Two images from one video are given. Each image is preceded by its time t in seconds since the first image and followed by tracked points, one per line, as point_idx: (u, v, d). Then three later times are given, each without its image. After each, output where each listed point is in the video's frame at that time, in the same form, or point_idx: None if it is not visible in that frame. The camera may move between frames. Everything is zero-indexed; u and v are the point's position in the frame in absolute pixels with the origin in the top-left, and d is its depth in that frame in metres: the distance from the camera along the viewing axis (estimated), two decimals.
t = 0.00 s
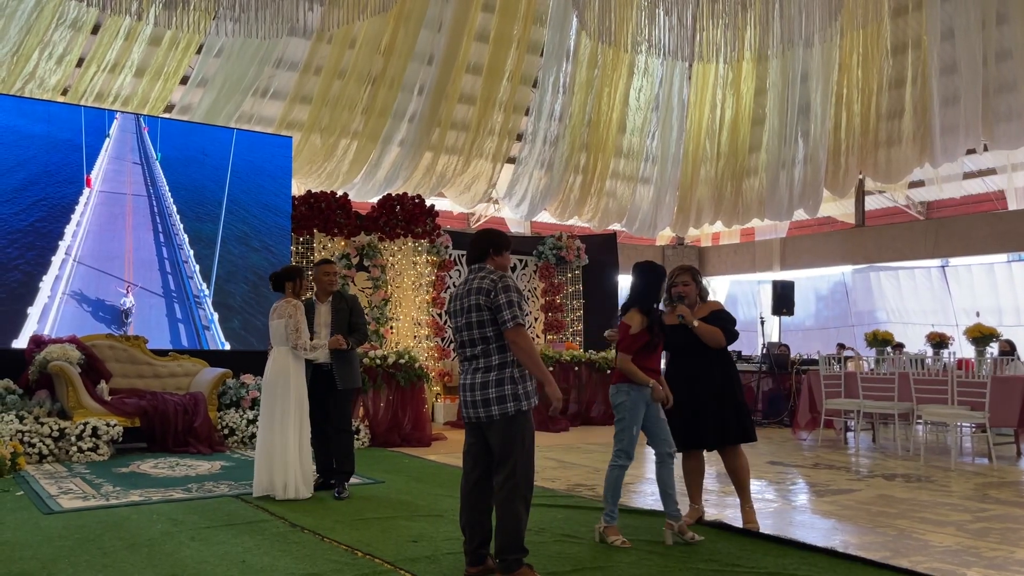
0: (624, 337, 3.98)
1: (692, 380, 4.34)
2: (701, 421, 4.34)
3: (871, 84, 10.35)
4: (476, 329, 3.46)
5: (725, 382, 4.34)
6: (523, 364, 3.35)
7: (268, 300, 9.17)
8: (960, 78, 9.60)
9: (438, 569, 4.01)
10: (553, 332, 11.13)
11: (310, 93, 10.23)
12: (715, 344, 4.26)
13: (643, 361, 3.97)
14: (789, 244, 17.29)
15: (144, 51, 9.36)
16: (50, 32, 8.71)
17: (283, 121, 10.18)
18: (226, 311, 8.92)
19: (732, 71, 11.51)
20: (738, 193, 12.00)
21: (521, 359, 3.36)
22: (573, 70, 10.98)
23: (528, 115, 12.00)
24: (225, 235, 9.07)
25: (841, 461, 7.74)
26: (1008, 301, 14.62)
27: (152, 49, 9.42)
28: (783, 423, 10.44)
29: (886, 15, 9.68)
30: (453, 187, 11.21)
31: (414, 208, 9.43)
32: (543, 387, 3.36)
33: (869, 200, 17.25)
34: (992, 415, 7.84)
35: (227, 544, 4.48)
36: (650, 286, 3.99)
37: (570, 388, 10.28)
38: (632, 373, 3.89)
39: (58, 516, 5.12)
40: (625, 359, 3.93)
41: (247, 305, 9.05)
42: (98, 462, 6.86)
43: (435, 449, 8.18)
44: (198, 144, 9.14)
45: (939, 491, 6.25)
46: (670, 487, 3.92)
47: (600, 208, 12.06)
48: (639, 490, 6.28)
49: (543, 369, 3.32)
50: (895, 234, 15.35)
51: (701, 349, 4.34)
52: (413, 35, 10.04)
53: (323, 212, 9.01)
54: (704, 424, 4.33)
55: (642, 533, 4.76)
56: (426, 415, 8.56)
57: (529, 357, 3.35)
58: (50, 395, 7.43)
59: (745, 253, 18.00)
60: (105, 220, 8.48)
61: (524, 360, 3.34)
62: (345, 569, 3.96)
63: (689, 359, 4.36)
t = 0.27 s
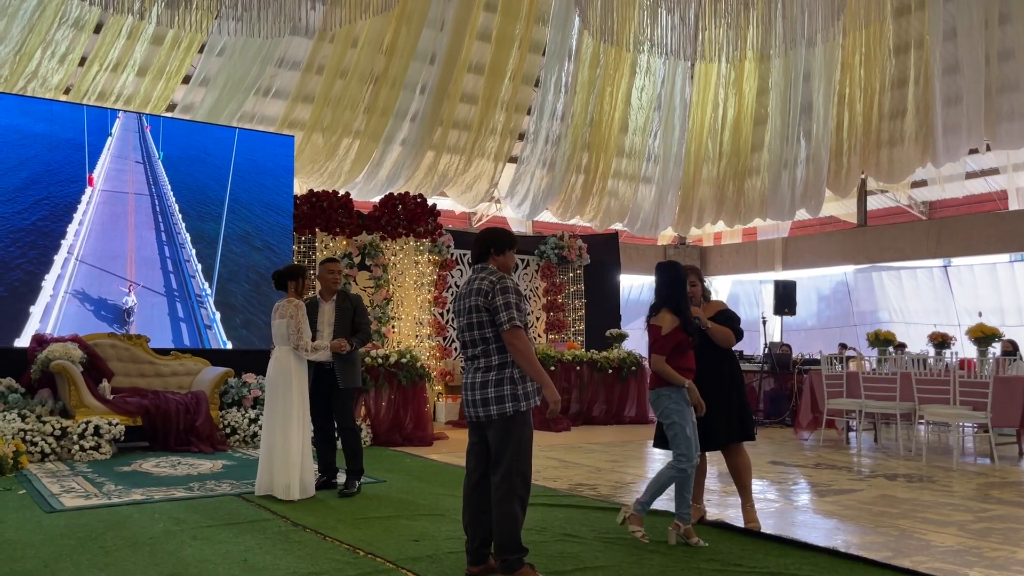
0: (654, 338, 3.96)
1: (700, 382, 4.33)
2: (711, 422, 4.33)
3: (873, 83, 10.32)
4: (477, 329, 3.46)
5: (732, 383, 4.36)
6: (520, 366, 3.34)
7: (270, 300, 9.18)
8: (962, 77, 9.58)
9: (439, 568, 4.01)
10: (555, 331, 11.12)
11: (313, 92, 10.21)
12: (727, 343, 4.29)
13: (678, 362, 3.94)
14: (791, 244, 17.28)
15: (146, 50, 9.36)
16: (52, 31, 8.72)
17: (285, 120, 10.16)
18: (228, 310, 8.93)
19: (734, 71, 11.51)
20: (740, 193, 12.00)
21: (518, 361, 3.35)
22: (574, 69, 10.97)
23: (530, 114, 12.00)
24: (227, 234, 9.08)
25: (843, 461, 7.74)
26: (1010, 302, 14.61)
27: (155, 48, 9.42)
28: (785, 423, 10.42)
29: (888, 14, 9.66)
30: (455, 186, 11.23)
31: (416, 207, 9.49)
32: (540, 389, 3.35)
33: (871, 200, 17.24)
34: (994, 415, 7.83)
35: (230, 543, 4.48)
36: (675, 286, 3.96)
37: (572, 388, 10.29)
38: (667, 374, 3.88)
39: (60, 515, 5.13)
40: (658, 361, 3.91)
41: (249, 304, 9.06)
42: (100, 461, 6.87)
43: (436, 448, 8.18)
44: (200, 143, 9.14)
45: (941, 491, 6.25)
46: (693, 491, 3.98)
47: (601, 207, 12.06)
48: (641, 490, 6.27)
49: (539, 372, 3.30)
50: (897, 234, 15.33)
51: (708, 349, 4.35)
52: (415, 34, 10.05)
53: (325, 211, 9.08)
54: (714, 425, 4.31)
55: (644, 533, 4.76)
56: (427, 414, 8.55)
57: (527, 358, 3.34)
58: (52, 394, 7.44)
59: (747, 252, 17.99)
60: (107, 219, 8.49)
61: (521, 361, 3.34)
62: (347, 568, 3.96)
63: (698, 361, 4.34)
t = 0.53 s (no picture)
0: (686, 332, 3.95)
1: (718, 382, 4.31)
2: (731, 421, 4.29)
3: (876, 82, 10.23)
4: (480, 329, 3.47)
5: (751, 384, 4.34)
6: (520, 368, 3.34)
7: (273, 298, 9.19)
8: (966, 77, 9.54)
9: (441, 567, 4.01)
10: (558, 331, 11.11)
11: (315, 91, 10.20)
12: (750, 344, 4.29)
13: (702, 357, 4.00)
14: (794, 243, 17.26)
15: (149, 48, 9.38)
16: (56, 29, 8.73)
17: (288, 119, 10.15)
18: (231, 309, 8.94)
19: (738, 70, 11.48)
20: (743, 192, 11.98)
21: (519, 363, 3.35)
22: (577, 68, 10.95)
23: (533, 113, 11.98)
24: (230, 233, 9.08)
25: (845, 461, 7.73)
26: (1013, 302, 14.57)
27: (158, 46, 9.43)
28: (787, 423, 10.35)
29: (892, 13, 9.61)
30: (458, 185, 11.24)
31: (418, 206, 9.51)
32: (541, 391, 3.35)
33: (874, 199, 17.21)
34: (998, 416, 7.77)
35: (232, 541, 4.49)
36: (694, 281, 4.02)
37: (574, 387, 10.30)
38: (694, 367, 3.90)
39: (63, 513, 5.14)
40: (688, 354, 3.91)
41: (252, 303, 9.06)
42: (103, 459, 6.88)
43: (439, 447, 8.18)
44: (203, 142, 9.14)
45: (944, 491, 6.23)
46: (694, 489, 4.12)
47: (604, 207, 12.04)
48: (643, 489, 6.27)
49: (539, 374, 3.31)
50: (900, 234, 15.30)
51: (729, 350, 4.32)
52: (418, 33, 10.03)
53: (328, 210, 9.15)
54: (733, 426, 4.27)
55: (646, 532, 4.76)
56: (430, 413, 8.53)
57: (528, 359, 3.34)
58: (55, 391, 7.45)
59: (750, 252, 17.98)
60: (110, 217, 8.50)
61: (520, 363, 3.34)
62: (349, 567, 3.97)
63: (717, 361, 4.31)
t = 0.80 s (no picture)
0: (731, 333, 3.95)
1: (770, 390, 4.28)
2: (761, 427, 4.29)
3: (882, 82, 10.26)
4: (488, 328, 3.46)
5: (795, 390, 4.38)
6: (528, 367, 3.34)
7: (278, 297, 9.20)
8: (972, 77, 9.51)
9: (445, 565, 4.01)
10: (562, 329, 11.11)
11: (320, 90, 10.22)
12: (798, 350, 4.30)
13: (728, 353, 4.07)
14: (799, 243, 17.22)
15: (154, 47, 9.38)
16: (61, 28, 8.75)
17: (293, 118, 10.09)
18: (236, 307, 8.95)
19: (743, 69, 11.46)
20: (748, 191, 11.96)
21: (528, 363, 3.35)
22: (582, 67, 10.94)
23: (537, 112, 11.97)
24: (235, 231, 9.10)
25: (850, 461, 7.71)
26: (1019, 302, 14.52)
27: (163, 45, 9.44)
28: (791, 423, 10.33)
29: (898, 13, 9.58)
30: (463, 184, 11.29)
31: (423, 205, 9.50)
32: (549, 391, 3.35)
33: (879, 199, 17.17)
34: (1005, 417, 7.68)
35: (236, 539, 4.49)
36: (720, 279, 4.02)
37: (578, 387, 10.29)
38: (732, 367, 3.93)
39: (68, 510, 5.15)
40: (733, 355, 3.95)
41: (256, 301, 9.08)
42: (108, 457, 6.90)
43: (442, 446, 8.19)
44: (208, 140, 9.16)
45: (949, 491, 6.22)
46: (700, 488, 4.20)
47: (608, 206, 12.03)
48: (646, 488, 6.27)
49: (550, 375, 3.31)
50: (905, 233, 15.26)
51: (778, 355, 4.30)
52: (423, 31, 10.02)
53: (332, 208, 9.13)
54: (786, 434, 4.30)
55: (650, 532, 4.76)
56: (434, 411, 8.53)
57: (537, 359, 3.34)
58: (60, 389, 7.47)
59: (754, 251, 17.94)
60: (116, 215, 8.52)
61: (529, 363, 3.33)
62: (353, 565, 3.97)
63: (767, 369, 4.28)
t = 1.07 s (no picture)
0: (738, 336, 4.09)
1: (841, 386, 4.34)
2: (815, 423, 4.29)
3: (891, 81, 10.17)
4: (496, 326, 3.45)
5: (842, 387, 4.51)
6: (538, 365, 3.35)
7: (285, 295, 9.23)
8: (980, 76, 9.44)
9: (452, 564, 4.01)
10: (568, 328, 11.08)
11: (328, 89, 10.23)
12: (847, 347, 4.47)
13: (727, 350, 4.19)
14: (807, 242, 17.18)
15: (162, 45, 9.41)
16: (70, 27, 8.76)
17: (300, 116, 10.13)
18: (243, 305, 8.98)
19: (751, 67, 11.48)
20: (756, 191, 11.92)
21: (538, 361, 3.35)
22: (589, 66, 10.94)
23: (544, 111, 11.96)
24: (243, 230, 9.12)
25: (857, 461, 7.70)
26: None
27: (171, 44, 9.46)
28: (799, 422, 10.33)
29: (906, 11, 9.51)
30: (469, 183, 11.19)
31: (429, 204, 9.48)
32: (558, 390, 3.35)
33: (887, 198, 17.12)
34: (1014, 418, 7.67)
35: (243, 536, 4.50)
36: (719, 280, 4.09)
37: (585, 386, 10.27)
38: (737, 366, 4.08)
39: (76, 506, 5.18)
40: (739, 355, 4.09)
41: (263, 299, 9.10)
42: (115, 454, 6.93)
43: (449, 445, 8.20)
44: (216, 139, 9.18)
45: (957, 492, 6.19)
46: (690, 473, 4.31)
47: (615, 205, 12.00)
48: (653, 488, 6.27)
49: (560, 374, 3.32)
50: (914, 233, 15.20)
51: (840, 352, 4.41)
52: (430, 30, 10.03)
53: (339, 206, 9.30)
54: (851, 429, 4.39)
55: (657, 531, 4.75)
56: (440, 410, 8.54)
57: (547, 357, 3.35)
58: (68, 386, 7.51)
59: (762, 250, 17.89)
60: (124, 214, 8.55)
61: (540, 360, 3.35)
62: (360, 563, 3.98)
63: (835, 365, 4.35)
